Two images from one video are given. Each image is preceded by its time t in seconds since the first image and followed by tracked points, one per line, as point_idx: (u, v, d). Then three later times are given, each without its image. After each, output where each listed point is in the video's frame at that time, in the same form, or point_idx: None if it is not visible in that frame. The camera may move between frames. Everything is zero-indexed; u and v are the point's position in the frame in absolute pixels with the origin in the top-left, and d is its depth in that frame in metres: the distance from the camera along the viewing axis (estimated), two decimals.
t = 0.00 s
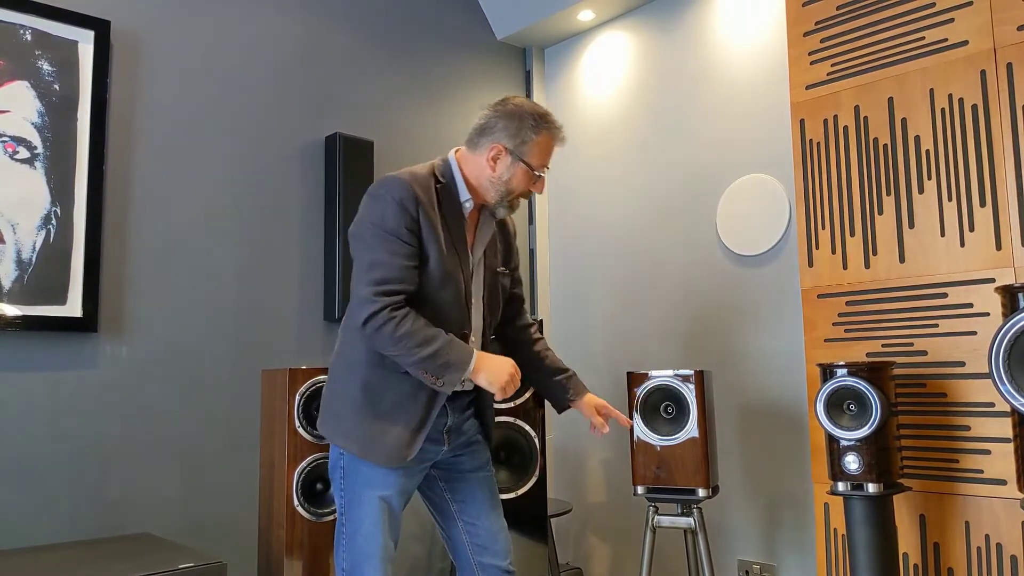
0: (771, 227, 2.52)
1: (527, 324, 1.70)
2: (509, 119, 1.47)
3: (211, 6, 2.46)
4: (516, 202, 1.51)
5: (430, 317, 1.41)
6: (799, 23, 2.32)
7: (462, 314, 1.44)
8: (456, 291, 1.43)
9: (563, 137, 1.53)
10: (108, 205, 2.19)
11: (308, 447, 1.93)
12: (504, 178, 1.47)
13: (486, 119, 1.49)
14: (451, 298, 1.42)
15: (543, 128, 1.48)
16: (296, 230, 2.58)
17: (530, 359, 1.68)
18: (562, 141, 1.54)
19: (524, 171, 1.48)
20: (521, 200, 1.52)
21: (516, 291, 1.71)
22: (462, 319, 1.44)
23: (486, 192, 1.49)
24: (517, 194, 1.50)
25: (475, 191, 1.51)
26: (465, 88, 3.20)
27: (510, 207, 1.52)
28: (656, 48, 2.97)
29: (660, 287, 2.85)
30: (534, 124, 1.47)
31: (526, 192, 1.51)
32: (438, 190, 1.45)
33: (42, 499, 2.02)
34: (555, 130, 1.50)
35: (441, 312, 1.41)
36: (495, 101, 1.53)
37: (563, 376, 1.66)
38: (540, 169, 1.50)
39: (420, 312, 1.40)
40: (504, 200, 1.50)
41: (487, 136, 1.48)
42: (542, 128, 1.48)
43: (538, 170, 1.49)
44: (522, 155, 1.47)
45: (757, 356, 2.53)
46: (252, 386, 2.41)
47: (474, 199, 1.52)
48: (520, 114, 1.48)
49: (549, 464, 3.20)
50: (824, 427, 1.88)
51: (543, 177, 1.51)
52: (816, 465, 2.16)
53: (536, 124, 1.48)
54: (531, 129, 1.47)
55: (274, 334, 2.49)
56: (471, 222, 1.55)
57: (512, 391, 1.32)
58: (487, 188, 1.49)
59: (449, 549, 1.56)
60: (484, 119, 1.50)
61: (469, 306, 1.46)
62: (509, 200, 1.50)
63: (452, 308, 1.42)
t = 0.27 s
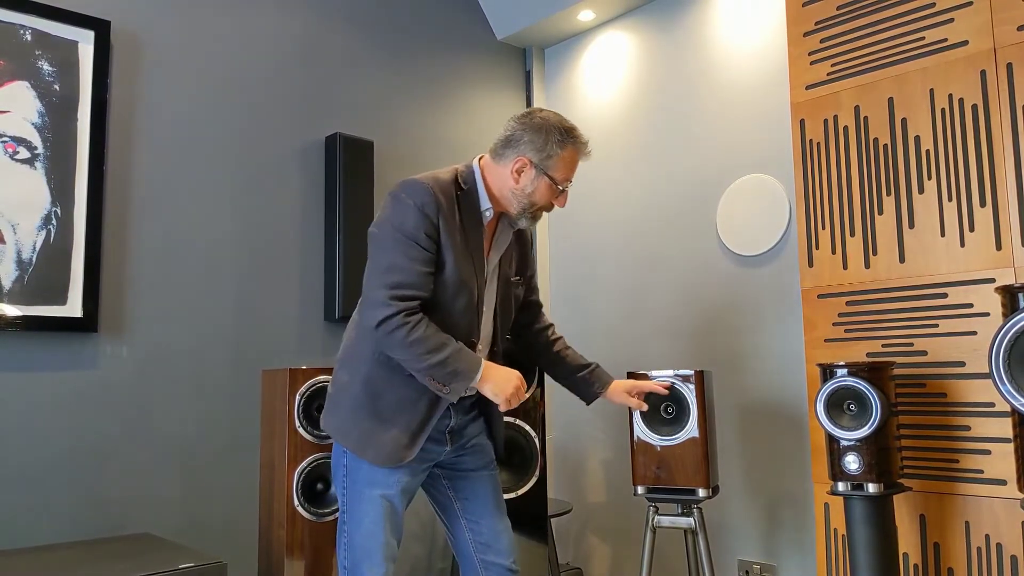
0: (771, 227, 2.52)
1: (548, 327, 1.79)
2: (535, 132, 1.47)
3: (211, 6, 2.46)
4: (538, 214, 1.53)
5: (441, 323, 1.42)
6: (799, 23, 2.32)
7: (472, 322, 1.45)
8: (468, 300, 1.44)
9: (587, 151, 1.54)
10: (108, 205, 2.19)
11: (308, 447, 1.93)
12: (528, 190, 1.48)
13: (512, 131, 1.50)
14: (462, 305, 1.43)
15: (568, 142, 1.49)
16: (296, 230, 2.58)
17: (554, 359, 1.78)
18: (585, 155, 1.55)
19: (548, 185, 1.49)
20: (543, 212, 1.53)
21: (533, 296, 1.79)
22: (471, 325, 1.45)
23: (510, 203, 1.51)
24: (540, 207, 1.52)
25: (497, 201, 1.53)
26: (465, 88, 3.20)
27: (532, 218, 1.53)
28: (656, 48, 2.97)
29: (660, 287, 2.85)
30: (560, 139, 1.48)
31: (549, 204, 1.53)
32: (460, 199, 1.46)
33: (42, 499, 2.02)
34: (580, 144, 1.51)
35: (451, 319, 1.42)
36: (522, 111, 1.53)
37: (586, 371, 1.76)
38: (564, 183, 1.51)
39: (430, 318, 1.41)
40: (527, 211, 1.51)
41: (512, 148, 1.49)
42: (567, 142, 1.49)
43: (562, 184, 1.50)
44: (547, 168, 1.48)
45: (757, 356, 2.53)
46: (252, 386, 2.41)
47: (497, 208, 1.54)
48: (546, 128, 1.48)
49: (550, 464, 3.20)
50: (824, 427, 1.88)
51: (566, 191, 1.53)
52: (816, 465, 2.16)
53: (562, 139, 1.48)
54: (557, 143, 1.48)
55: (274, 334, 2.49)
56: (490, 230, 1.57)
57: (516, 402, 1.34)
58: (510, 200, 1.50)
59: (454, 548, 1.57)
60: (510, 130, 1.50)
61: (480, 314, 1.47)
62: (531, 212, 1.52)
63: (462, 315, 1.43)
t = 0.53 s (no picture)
0: (771, 227, 2.51)
1: (564, 332, 1.80)
2: (547, 139, 1.47)
3: (211, 6, 2.45)
4: (551, 221, 1.52)
5: (446, 325, 1.42)
6: (800, 23, 2.32)
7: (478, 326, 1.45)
8: (474, 304, 1.44)
9: (600, 157, 1.53)
10: (109, 205, 2.19)
11: (309, 447, 1.93)
12: (540, 197, 1.48)
13: (524, 137, 1.49)
14: (468, 309, 1.43)
15: (580, 149, 1.48)
16: (297, 229, 2.58)
17: (574, 363, 1.77)
18: (598, 162, 1.54)
19: (561, 192, 1.48)
20: (555, 219, 1.52)
21: (547, 303, 1.81)
22: (474, 328, 1.45)
23: (522, 210, 1.50)
24: (552, 214, 1.51)
25: (509, 207, 1.53)
26: (465, 88, 3.20)
27: (544, 225, 1.53)
28: (656, 49, 2.97)
29: (660, 287, 2.85)
30: (573, 146, 1.47)
31: (561, 212, 1.52)
32: (471, 201, 1.46)
33: (43, 499, 2.02)
34: (593, 151, 1.50)
35: (455, 321, 1.43)
36: (534, 117, 1.52)
37: (609, 377, 1.76)
38: (576, 191, 1.50)
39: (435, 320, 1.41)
40: (538, 219, 1.51)
41: (525, 155, 1.48)
42: (580, 149, 1.48)
43: (575, 191, 1.49)
44: (559, 176, 1.47)
45: (757, 356, 2.53)
46: (252, 386, 2.41)
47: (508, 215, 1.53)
48: (559, 135, 1.48)
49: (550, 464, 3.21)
50: (824, 427, 1.88)
51: (579, 198, 1.52)
52: (817, 465, 2.16)
53: (575, 146, 1.47)
54: (569, 150, 1.47)
55: (275, 334, 2.49)
56: (500, 235, 1.57)
57: (517, 410, 1.34)
58: (523, 207, 1.50)
59: (457, 547, 1.57)
60: (522, 136, 1.50)
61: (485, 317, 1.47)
62: (544, 220, 1.51)
63: (468, 318, 1.44)
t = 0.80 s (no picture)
0: (771, 227, 2.52)
1: (565, 330, 1.81)
2: (541, 135, 1.46)
3: (211, 6, 2.45)
4: (546, 215, 1.52)
5: (444, 325, 1.42)
6: (800, 23, 2.32)
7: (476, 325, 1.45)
8: (472, 303, 1.44)
9: (596, 152, 1.52)
10: (109, 205, 2.19)
11: (310, 447, 1.93)
12: (535, 193, 1.47)
13: (518, 133, 1.49)
14: (466, 308, 1.43)
15: (575, 144, 1.47)
16: (297, 230, 2.58)
17: (573, 363, 1.79)
18: (595, 156, 1.52)
19: (555, 188, 1.47)
20: (551, 213, 1.52)
21: (547, 299, 1.80)
22: (474, 327, 1.45)
23: (517, 205, 1.50)
24: (547, 209, 1.50)
25: (504, 203, 1.53)
26: (465, 88, 3.20)
27: (540, 220, 1.52)
28: (656, 49, 2.97)
29: (661, 287, 2.85)
30: (567, 141, 1.46)
31: (557, 207, 1.51)
32: (465, 199, 1.46)
33: (43, 499, 2.02)
34: (588, 146, 1.49)
35: (454, 320, 1.43)
36: (530, 112, 1.51)
37: (603, 379, 1.77)
38: (572, 185, 1.49)
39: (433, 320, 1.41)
40: (534, 213, 1.50)
41: (519, 151, 1.47)
42: (575, 145, 1.47)
43: (570, 186, 1.48)
44: (554, 172, 1.46)
45: (757, 357, 2.53)
46: (252, 386, 2.41)
47: (504, 210, 1.53)
48: (553, 130, 1.46)
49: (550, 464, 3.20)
50: (825, 427, 1.88)
51: (575, 193, 1.51)
52: (818, 465, 2.16)
53: (569, 141, 1.46)
54: (564, 145, 1.46)
55: (275, 334, 2.48)
56: (496, 232, 1.57)
57: (518, 409, 1.34)
58: (517, 203, 1.50)
59: (458, 547, 1.57)
60: (516, 132, 1.49)
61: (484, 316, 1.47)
62: (539, 216, 1.51)
63: (466, 318, 1.43)
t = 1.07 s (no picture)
0: (772, 227, 2.51)
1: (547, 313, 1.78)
2: (513, 122, 1.47)
3: (211, 6, 2.45)
4: (526, 202, 1.52)
5: (437, 326, 1.42)
6: (800, 23, 2.32)
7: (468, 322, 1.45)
8: (463, 301, 1.43)
9: (571, 133, 1.51)
10: (109, 205, 2.19)
11: (310, 447, 1.92)
12: (513, 181, 1.48)
13: (490, 122, 1.50)
14: (459, 306, 1.43)
15: (548, 128, 1.47)
16: (298, 230, 2.58)
17: (554, 345, 1.76)
18: (570, 138, 1.52)
19: (532, 173, 1.48)
20: (531, 200, 1.52)
21: (531, 285, 1.79)
22: (468, 325, 1.45)
23: (496, 194, 1.51)
24: (526, 195, 1.51)
25: (484, 193, 1.53)
26: (465, 88, 3.20)
27: (521, 207, 1.53)
28: (656, 49, 2.97)
29: (661, 287, 2.84)
30: (539, 125, 1.46)
31: (537, 192, 1.52)
32: (444, 196, 1.47)
33: (44, 499, 2.01)
34: (562, 128, 1.49)
35: (447, 319, 1.43)
36: (501, 100, 1.52)
37: (583, 362, 1.74)
38: (548, 169, 1.49)
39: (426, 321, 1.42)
40: (514, 201, 1.51)
41: (492, 140, 1.48)
42: (548, 129, 1.47)
43: (546, 170, 1.48)
44: (528, 157, 1.47)
45: (757, 357, 2.53)
46: (252, 386, 2.41)
47: (484, 201, 1.54)
48: (523, 115, 1.47)
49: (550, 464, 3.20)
50: (825, 427, 1.88)
51: (552, 176, 1.51)
52: (818, 466, 2.16)
53: (541, 125, 1.47)
54: (536, 130, 1.46)
55: (275, 334, 2.48)
56: (481, 224, 1.57)
57: (520, 400, 1.35)
58: (496, 192, 1.50)
59: (458, 548, 1.57)
60: (489, 122, 1.50)
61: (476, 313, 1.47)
62: (519, 203, 1.51)
63: (459, 317, 1.43)
